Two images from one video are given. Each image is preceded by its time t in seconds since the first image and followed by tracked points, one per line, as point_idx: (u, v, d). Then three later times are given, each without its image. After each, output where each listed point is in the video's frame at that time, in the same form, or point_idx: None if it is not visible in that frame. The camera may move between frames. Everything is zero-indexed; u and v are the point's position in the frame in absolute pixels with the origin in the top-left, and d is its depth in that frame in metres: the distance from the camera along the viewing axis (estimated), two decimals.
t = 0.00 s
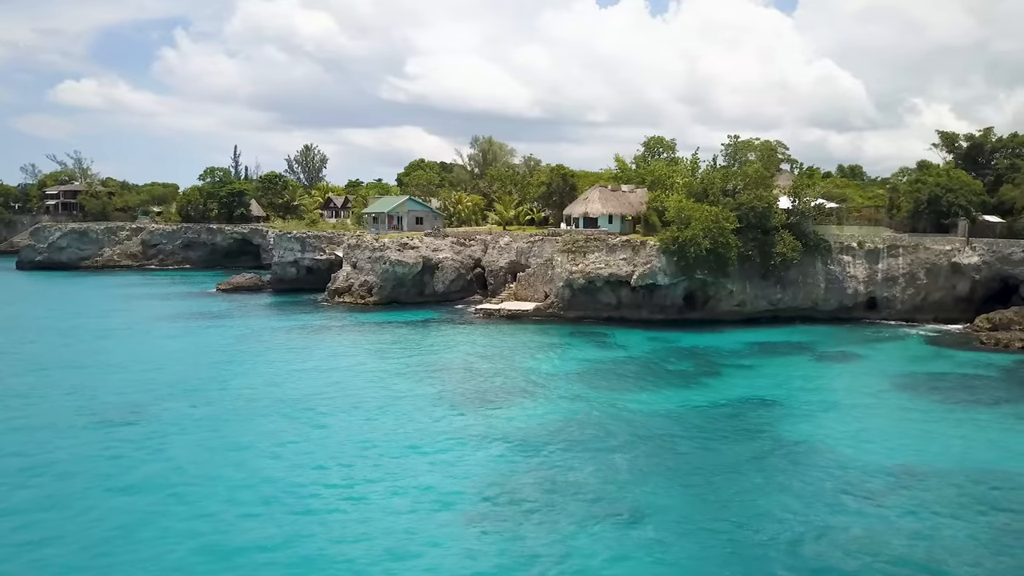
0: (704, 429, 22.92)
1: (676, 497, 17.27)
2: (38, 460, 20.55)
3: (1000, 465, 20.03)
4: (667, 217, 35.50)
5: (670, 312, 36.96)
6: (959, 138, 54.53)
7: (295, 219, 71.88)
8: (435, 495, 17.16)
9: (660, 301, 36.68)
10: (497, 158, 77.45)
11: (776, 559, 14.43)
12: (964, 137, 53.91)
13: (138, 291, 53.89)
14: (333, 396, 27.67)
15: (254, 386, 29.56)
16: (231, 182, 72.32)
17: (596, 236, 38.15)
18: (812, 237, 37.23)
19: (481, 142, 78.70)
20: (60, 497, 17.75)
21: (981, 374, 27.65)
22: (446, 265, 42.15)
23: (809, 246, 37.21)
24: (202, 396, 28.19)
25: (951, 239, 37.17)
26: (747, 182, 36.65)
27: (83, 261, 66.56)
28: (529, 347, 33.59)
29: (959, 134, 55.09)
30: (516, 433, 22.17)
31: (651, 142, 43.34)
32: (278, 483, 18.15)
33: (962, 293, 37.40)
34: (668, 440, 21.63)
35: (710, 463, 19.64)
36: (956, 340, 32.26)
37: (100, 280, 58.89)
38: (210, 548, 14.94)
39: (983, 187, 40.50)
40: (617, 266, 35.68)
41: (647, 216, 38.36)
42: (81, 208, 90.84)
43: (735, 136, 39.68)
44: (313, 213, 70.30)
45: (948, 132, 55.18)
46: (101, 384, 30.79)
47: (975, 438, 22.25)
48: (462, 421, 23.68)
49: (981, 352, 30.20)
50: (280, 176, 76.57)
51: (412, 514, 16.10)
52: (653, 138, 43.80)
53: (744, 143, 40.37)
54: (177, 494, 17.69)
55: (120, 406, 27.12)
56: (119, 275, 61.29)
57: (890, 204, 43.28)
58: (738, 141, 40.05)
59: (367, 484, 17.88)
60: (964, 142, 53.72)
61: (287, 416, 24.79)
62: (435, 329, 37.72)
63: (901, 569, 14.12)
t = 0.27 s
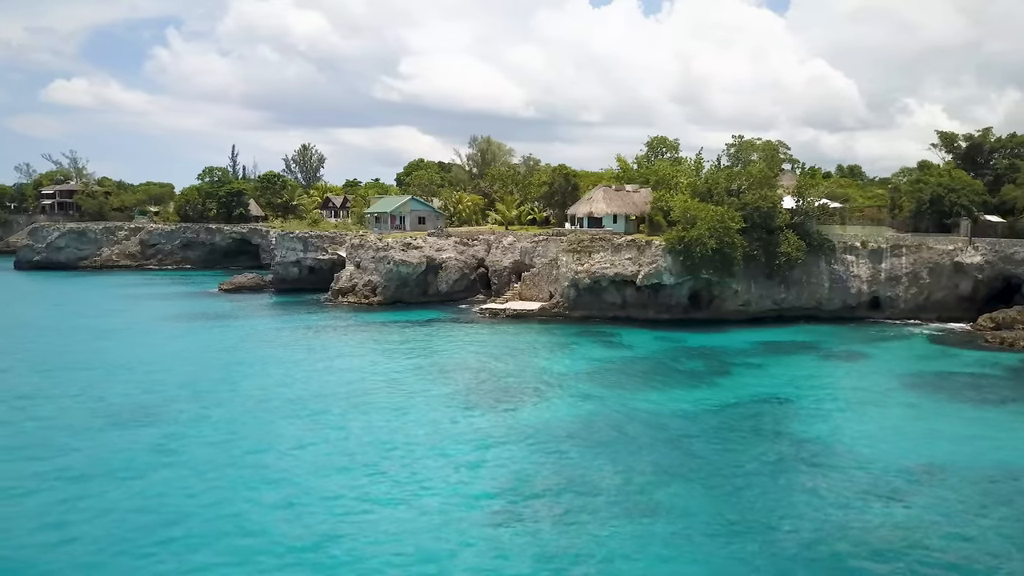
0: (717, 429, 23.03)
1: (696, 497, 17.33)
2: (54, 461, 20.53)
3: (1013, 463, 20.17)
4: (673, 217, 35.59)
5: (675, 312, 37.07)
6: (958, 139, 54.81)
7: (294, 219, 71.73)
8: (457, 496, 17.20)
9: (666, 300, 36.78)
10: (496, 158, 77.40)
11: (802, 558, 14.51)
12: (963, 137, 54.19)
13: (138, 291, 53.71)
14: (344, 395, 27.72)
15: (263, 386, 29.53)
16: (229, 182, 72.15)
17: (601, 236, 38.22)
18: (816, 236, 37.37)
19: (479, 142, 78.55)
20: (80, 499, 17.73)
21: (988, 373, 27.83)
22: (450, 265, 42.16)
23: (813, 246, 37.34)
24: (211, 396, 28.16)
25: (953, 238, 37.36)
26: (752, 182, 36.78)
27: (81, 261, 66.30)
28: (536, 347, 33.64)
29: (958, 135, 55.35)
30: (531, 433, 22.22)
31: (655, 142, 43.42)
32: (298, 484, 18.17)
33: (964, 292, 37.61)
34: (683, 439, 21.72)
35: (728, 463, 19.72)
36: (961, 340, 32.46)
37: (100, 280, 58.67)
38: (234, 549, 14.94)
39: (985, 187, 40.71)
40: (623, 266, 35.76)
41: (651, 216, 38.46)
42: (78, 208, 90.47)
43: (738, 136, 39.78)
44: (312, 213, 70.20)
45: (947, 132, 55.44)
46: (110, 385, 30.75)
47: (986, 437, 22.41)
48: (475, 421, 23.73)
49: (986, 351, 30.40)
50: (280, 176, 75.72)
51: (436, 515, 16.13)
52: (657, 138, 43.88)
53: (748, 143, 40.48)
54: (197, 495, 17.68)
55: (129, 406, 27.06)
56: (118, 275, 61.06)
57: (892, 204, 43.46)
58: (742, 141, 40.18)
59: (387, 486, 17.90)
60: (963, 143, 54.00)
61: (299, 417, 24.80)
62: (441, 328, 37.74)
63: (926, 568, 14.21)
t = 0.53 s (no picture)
0: (730, 429, 23.15)
1: (717, 501, 17.38)
2: (70, 462, 20.48)
3: None
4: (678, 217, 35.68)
5: (680, 312, 37.18)
6: (956, 139, 55.13)
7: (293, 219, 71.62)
8: (479, 498, 17.24)
9: (670, 300, 36.89)
10: (495, 158, 77.37)
11: (826, 561, 14.58)
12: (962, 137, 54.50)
13: (139, 291, 53.54)
14: (354, 395, 27.75)
15: (272, 386, 29.51)
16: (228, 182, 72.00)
17: (606, 236, 38.29)
18: (820, 236, 37.51)
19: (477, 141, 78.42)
20: (99, 501, 17.70)
21: (995, 372, 28.03)
22: (453, 265, 42.17)
23: (817, 245, 37.48)
24: (220, 396, 28.12)
25: (956, 238, 37.56)
26: (756, 182, 36.89)
27: (80, 261, 66.05)
28: (543, 346, 33.69)
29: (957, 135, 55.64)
30: (544, 434, 22.28)
31: (658, 142, 43.52)
32: (317, 486, 18.17)
33: (967, 291, 37.83)
34: (698, 440, 21.80)
35: (745, 465, 19.79)
36: (966, 339, 32.65)
37: (100, 280, 58.47)
38: (260, 551, 14.93)
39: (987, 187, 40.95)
40: (628, 265, 35.84)
41: (656, 216, 38.55)
42: (74, 208, 90.11)
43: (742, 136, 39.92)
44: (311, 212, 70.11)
45: (946, 132, 55.72)
46: (116, 384, 30.71)
47: (996, 436, 22.57)
48: (488, 422, 23.76)
49: (991, 351, 30.61)
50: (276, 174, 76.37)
51: (461, 519, 16.15)
52: (660, 138, 43.97)
53: (751, 143, 40.60)
54: (216, 496, 17.65)
55: (139, 406, 26.99)
56: (117, 275, 60.85)
57: (894, 204, 43.66)
58: (746, 141, 40.30)
59: (408, 489, 17.91)
60: (963, 143, 54.31)
61: (311, 416, 24.84)
62: (446, 328, 37.76)
63: (951, 569, 14.32)
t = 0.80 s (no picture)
0: (743, 430, 23.24)
1: (736, 501, 17.46)
2: (84, 463, 20.42)
3: None
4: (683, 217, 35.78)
5: (684, 311, 37.31)
6: (955, 139, 55.38)
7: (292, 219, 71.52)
8: (499, 501, 17.27)
9: (675, 300, 37.01)
10: (494, 158, 77.35)
11: (849, 562, 14.65)
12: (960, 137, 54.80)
13: (139, 291, 53.36)
14: (365, 396, 27.76)
15: (281, 387, 29.47)
16: (226, 182, 71.80)
17: (610, 236, 38.38)
18: (824, 236, 37.66)
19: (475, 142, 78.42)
20: (117, 502, 17.66)
21: (1001, 372, 28.20)
22: (457, 265, 42.18)
23: (821, 245, 37.63)
24: (230, 396, 28.08)
25: (958, 238, 37.76)
26: (760, 182, 37.02)
27: (78, 261, 65.79)
28: (549, 346, 33.74)
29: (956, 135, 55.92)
30: (559, 435, 22.31)
31: (661, 141, 43.61)
32: (336, 488, 18.17)
33: (969, 291, 38.05)
34: (711, 441, 21.89)
35: (761, 465, 19.88)
36: (970, 339, 32.84)
37: (99, 280, 58.26)
38: (284, 554, 14.94)
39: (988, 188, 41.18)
40: (633, 266, 35.92)
41: (661, 216, 38.68)
42: (70, 207, 89.70)
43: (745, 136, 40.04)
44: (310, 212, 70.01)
45: (945, 132, 56.01)
46: (123, 386, 30.62)
47: (1007, 435, 22.71)
48: (501, 422, 23.78)
49: (996, 351, 30.79)
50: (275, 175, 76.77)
51: (483, 522, 16.18)
52: (663, 138, 44.07)
53: (755, 143, 40.70)
54: (235, 498, 17.63)
55: (148, 407, 26.91)
56: (116, 275, 60.62)
57: (895, 203, 43.88)
58: (749, 142, 40.47)
59: (428, 491, 17.93)
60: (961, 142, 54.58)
61: (324, 417, 24.84)
62: (451, 328, 37.76)
63: (973, 570, 14.40)
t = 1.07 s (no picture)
0: (755, 429, 23.31)
1: (756, 499, 17.50)
2: (98, 459, 20.35)
3: None
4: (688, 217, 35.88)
5: (689, 311, 37.42)
6: (953, 140, 55.70)
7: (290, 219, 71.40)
8: (520, 499, 17.27)
9: (680, 299, 37.13)
10: (492, 157, 77.35)
11: (874, 559, 14.70)
12: (958, 137, 55.17)
13: (139, 292, 53.17)
14: (375, 394, 27.73)
15: (289, 385, 29.41)
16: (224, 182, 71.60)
17: (615, 235, 38.44)
18: (827, 236, 37.80)
19: (473, 141, 78.36)
20: (135, 499, 17.58)
21: (1007, 372, 28.37)
22: (460, 265, 42.19)
23: (824, 245, 37.79)
24: (238, 395, 28.01)
25: (959, 238, 37.98)
26: (765, 183, 37.15)
27: (75, 261, 65.49)
28: (556, 346, 33.77)
29: (953, 135, 56.26)
30: (573, 434, 22.38)
31: (663, 141, 43.74)
32: (355, 486, 18.13)
33: (970, 290, 38.29)
34: (725, 439, 21.95)
35: (777, 464, 19.93)
36: (974, 338, 33.03)
37: (98, 281, 58.04)
38: (308, 552, 14.89)
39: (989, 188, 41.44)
40: (638, 265, 36.00)
41: (666, 216, 38.89)
42: (65, 208, 89.30)
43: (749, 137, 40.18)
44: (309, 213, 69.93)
45: (943, 133, 56.36)
46: (130, 381, 30.52)
47: (1016, 433, 22.85)
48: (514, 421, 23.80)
49: (1000, 351, 31.00)
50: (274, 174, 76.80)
51: (505, 521, 16.19)
52: (667, 138, 44.23)
53: (758, 143, 40.84)
54: (254, 495, 17.57)
55: (157, 403, 26.82)
56: (114, 276, 60.38)
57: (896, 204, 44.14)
58: (753, 141, 40.67)
59: (447, 489, 17.91)
60: (959, 142, 54.94)
61: (336, 415, 24.82)
62: (456, 327, 37.77)
63: (996, 567, 14.49)
